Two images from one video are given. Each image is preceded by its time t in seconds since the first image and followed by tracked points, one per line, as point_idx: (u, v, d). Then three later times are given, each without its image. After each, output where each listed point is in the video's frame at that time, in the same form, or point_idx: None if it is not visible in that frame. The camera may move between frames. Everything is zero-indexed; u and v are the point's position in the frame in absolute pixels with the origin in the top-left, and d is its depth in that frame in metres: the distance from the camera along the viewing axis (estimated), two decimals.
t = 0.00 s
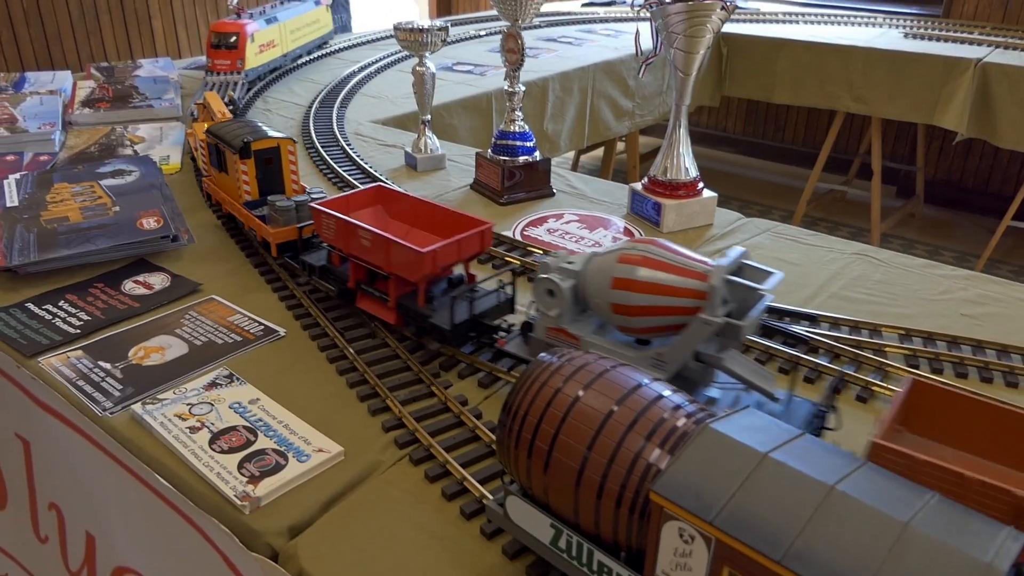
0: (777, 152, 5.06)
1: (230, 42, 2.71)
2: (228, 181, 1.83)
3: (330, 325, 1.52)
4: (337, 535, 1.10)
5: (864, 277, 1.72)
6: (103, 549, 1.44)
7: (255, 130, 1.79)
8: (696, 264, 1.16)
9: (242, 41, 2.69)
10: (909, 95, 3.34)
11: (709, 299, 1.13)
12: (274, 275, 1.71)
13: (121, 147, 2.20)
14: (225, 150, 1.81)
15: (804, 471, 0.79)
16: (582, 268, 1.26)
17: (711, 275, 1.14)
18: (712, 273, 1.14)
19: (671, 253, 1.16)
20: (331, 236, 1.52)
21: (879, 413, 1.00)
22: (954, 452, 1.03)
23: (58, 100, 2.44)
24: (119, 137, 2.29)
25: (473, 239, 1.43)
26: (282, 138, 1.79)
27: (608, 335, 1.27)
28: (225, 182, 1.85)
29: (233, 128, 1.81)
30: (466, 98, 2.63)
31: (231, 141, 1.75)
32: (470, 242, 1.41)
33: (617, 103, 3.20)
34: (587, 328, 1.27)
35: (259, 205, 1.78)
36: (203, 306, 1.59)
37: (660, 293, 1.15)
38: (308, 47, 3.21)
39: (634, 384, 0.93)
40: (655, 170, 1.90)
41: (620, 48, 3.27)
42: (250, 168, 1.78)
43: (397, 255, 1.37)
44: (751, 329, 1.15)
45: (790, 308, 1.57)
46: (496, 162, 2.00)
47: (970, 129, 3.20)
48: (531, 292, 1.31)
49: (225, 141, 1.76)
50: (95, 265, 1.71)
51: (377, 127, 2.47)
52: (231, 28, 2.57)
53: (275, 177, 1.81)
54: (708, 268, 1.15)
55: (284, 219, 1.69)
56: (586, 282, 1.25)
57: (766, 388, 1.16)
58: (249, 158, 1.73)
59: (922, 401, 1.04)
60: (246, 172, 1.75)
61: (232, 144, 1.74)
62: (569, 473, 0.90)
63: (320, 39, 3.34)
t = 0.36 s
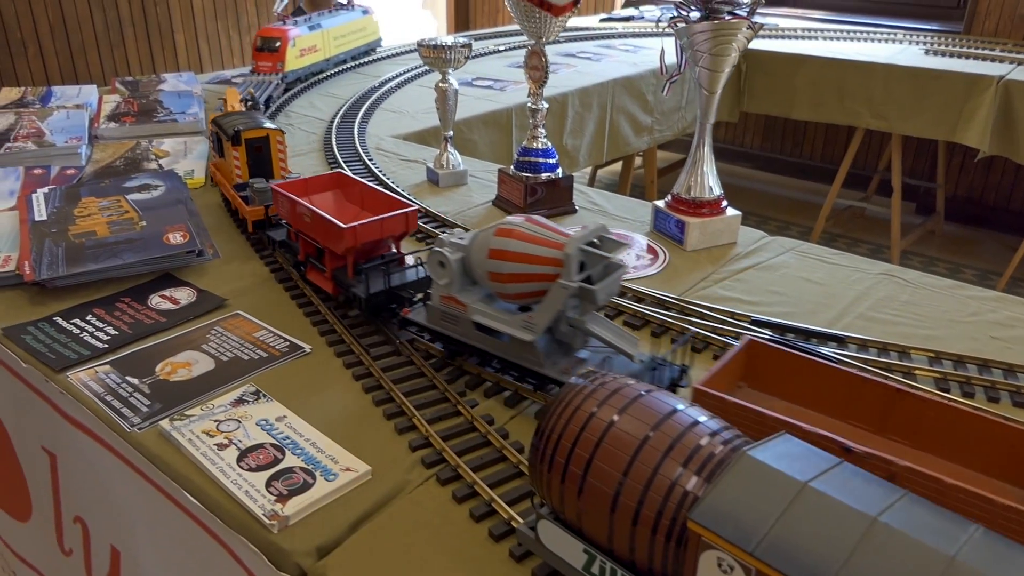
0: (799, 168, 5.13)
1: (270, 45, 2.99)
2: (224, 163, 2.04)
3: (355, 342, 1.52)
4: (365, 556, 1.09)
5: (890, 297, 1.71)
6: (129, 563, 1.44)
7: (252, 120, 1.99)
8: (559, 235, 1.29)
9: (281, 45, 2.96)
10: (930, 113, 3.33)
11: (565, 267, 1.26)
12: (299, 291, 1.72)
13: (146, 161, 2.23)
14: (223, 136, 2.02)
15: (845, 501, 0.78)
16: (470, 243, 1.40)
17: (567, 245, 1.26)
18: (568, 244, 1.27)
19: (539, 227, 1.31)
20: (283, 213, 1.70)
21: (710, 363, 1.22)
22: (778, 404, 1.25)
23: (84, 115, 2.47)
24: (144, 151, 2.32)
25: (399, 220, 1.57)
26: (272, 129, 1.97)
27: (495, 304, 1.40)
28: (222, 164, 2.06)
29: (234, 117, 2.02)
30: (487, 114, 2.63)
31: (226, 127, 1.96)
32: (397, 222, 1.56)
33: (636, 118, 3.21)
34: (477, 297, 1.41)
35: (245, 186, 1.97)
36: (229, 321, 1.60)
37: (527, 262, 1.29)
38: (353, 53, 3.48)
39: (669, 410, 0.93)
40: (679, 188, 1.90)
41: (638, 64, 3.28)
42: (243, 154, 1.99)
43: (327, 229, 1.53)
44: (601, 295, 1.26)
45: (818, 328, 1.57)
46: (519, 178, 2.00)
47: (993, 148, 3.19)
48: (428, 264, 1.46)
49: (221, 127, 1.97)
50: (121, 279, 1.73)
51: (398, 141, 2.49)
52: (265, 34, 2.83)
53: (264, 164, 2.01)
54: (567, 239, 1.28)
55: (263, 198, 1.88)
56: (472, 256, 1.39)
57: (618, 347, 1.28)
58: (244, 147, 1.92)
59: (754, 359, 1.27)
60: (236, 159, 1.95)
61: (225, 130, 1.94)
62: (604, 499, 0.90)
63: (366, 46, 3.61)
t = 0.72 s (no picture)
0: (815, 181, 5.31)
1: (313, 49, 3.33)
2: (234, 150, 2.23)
3: (378, 358, 1.53)
4: None
5: (915, 318, 1.70)
6: None
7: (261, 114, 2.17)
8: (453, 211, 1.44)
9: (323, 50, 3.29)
10: (952, 128, 3.37)
11: (456, 240, 1.40)
12: (321, 308, 1.73)
13: (169, 174, 2.25)
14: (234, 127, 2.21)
15: (884, 532, 0.77)
16: (391, 221, 1.56)
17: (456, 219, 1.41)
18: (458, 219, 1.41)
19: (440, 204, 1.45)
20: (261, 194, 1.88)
21: (585, 327, 1.35)
22: (649, 367, 1.39)
23: (108, 128, 2.50)
24: (167, 164, 2.34)
25: (353, 202, 1.71)
26: (276, 122, 2.15)
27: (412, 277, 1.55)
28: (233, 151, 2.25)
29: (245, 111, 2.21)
30: (505, 128, 2.64)
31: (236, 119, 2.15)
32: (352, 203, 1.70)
33: (653, 132, 3.23)
34: (395, 269, 1.56)
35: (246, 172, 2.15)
36: (253, 337, 1.60)
37: (428, 236, 1.44)
38: (398, 59, 3.82)
39: (702, 436, 0.93)
40: (701, 206, 1.90)
41: (655, 78, 3.29)
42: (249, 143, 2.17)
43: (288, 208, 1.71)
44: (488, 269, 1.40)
45: (842, 349, 1.56)
46: (540, 194, 2.00)
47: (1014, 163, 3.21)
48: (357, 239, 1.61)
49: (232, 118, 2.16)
50: (145, 293, 1.73)
51: (418, 155, 2.50)
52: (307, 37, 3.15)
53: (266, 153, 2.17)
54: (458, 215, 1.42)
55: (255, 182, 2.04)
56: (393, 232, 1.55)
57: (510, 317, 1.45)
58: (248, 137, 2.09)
59: (627, 325, 1.40)
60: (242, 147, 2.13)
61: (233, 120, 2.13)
62: (637, 525, 0.90)
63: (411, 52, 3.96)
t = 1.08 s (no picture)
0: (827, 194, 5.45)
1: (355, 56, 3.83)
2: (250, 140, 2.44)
3: (396, 375, 1.53)
4: None
5: (933, 337, 1.70)
6: None
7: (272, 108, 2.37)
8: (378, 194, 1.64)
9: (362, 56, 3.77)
10: (963, 145, 3.50)
11: (378, 219, 1.61)
12: (339, 322, 1.73)
13: (186, 188, 2.26)
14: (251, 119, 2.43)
15: (915, 561, 0.75)
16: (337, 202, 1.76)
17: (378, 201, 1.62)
18: (381, 200, 1.62)
19: (370, 187, 1.66)
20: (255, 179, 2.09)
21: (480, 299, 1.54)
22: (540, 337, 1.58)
23: (126, 141, 2.52)
24: (183, 178, 2.35)
25: (324, 187, 1.89)
26: (286, 117, 2.34)
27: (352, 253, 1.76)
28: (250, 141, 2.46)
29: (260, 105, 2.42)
30: (519, 142, 2.65)
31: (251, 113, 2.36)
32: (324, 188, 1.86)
33: (666, 146, 3.24)
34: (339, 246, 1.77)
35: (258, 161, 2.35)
36: (270, 352, 1.61)
37: (359, 215, 1.65)
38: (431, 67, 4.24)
39: (727, 461, 0.92)
40: (718, 222, 1.90)
41: (669, 91, 3.30)
42: (263, 136, 2.37)
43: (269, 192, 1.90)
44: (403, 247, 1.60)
45: (861, 368, 1.56)
46: (556, 210, 2.01)
47: None
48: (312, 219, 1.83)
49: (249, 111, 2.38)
50: (162, 308, 1.74)
51: (433, 169, 2.51)
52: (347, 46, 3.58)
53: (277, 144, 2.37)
54: (383, 197, 1.63)
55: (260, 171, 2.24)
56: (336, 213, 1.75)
57: (426, 289, 1.63)
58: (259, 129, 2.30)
59: (520, 299, 1.59)
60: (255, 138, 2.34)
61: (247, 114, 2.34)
62: (661, 549, 0.90)
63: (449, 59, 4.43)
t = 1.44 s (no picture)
0: (835, 205, 5.52)
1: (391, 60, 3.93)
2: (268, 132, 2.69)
3: (409, 389, 1.53)
4: None
5: (947, 352, 1.69)
6: None
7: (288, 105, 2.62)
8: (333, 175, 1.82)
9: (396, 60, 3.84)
10: (970, 159, 3.65)
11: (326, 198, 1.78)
12: (351, 335, 1.73)
13: (197, 200, 2.27)
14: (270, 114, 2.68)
15: None
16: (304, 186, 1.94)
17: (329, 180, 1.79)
18: (332, 180, 1.78)
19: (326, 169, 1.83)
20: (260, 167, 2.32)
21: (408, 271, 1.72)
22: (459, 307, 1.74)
23: (137, 152, 2.54)
24: (195, 190, 2.37)
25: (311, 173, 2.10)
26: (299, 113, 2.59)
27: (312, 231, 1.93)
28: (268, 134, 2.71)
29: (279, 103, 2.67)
30: (528, 154, 2.65)
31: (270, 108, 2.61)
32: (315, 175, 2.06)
33: (675, 157, 3.24)
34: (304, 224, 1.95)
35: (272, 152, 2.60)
36: (283, 365, 1.61)
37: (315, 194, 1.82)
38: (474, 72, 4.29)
39: (747, 481, 0.92)
40: (730, 236, 1.91)
41: (678, 103, 3.31)
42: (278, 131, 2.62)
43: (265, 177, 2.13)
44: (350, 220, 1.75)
45: (875, 385, 1.55)
46: (567, 223, 2.01)
47: None
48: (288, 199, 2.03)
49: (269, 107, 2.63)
50: (175, 321, 1.74)
51: (443, 181, 2.52)
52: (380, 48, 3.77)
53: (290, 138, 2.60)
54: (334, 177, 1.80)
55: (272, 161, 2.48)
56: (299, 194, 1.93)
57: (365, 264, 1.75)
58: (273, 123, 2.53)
59: (446, 275, 1.75)
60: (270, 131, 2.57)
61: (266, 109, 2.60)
62: (681, 570, 0.90)
63: (490, 64, 4.45)
